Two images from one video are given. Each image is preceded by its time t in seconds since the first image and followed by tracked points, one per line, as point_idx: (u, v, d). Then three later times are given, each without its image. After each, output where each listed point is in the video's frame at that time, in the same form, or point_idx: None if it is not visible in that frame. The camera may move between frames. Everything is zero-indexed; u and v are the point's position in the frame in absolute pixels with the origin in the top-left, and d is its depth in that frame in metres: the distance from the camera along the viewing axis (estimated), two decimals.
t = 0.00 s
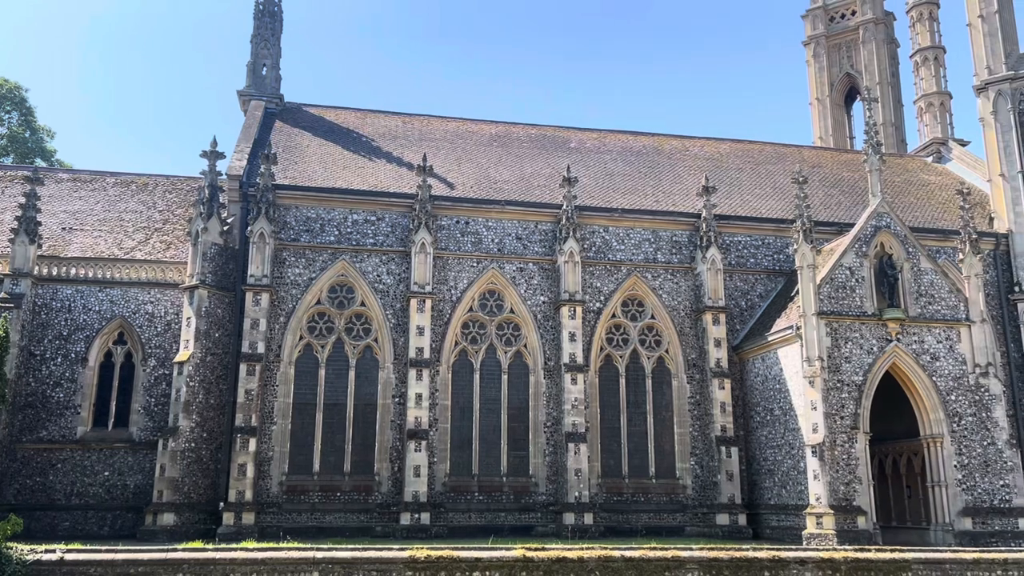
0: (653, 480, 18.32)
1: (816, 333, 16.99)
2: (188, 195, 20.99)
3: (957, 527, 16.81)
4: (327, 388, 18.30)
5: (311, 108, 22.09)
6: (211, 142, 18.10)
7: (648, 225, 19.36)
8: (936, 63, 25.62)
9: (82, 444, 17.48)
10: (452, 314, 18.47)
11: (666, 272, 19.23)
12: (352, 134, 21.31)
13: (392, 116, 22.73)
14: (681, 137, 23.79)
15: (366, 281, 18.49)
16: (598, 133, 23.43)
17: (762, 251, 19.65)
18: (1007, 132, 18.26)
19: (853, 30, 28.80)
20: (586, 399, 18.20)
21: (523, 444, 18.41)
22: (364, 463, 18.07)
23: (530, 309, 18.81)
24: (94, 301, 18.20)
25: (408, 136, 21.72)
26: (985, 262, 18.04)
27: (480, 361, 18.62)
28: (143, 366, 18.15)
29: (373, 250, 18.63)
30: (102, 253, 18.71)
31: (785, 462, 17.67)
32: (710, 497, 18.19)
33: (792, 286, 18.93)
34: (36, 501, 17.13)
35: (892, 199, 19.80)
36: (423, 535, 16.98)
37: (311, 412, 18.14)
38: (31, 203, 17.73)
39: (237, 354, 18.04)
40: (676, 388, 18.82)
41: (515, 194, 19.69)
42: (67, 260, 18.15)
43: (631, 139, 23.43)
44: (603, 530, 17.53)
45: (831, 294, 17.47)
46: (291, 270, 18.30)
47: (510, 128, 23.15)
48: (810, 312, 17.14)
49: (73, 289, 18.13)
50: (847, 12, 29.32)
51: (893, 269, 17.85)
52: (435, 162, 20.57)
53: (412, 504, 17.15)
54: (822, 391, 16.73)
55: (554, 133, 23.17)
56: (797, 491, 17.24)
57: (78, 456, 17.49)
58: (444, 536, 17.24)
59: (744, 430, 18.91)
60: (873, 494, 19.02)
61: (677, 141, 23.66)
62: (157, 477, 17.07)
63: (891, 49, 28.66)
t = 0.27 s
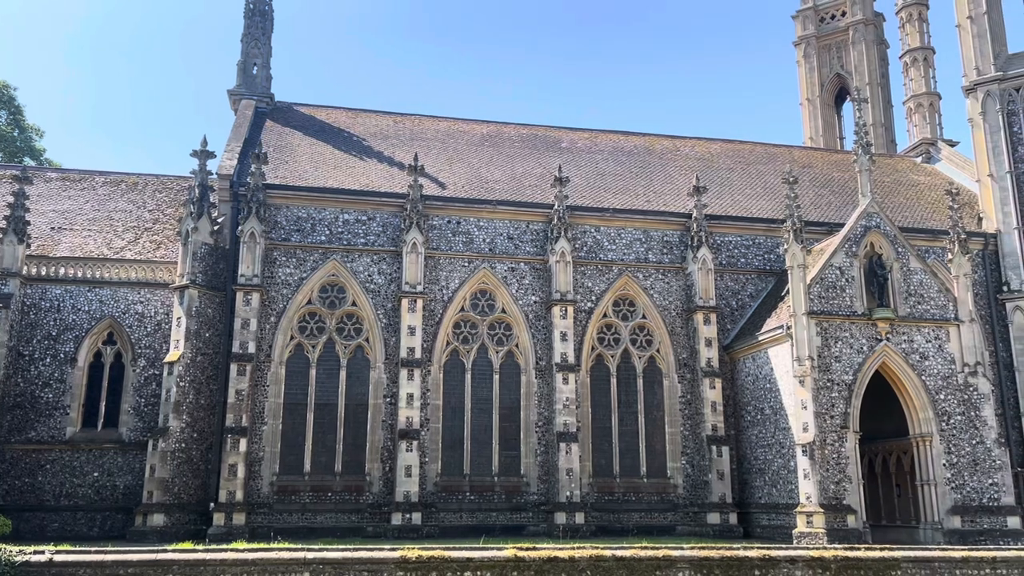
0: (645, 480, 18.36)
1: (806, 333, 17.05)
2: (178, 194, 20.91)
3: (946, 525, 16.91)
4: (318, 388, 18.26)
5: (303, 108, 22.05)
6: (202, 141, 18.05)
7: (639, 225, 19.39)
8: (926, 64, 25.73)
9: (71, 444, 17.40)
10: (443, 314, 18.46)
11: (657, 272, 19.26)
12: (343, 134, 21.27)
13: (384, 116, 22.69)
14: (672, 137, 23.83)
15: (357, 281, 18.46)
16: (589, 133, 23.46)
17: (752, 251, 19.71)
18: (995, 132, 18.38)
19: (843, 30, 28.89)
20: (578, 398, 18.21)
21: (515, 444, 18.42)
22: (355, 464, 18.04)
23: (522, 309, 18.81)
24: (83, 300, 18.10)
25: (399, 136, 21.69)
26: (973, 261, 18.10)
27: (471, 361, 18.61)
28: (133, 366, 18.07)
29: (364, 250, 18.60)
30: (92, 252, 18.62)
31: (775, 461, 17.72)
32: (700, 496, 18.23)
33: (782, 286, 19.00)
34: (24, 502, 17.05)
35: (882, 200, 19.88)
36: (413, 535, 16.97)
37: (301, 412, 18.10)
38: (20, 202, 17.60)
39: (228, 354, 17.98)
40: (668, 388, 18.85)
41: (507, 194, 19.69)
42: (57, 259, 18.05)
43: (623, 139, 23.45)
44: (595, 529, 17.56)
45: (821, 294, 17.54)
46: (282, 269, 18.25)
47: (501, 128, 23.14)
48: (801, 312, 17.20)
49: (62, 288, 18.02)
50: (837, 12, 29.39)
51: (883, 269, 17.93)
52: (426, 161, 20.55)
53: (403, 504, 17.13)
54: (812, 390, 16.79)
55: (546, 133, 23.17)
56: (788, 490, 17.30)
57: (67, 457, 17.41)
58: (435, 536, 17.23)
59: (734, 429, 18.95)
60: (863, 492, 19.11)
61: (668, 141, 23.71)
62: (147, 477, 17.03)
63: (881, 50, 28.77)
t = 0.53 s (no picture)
0: (630, 479, 18.89)
1: (786, 336, 17.59)
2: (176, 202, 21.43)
3: (920, 522, 17.54)
4: (312, 390, 18.77)
5: (298, 117, 22.60)
6: (200, 150, 18.55)
7: (625, 231, 19.94)
8: (901, 76, 26.41)
9: (74, 444, 18.06)
10: (434, 318, 18.97)
11: (642, 277, 19.81)
12: (337, 142, 21.80)
13: (377, 125, 23.23)
14: (658, 145, 24.41)
15: (350, 286, 18.98)
16: (577, 141, 24.03)
17: (734, 256, 20.29)
18: (968, 142, 19.06)
19: (821, 43, 29.55)
20: (566, 400, 18.73)
21: (504, 444, 18.94)
22: (348, 464, 18.55)
23: (511, 313, 19.35)
24: (84, 305, 18.63)
25: (392, 144, 22.23)
26: (946, 266, 18.76)
27: (462, 363, 19.14)
28: (133, 368, 18.60)
29: (358, 255, 19.12)
30: (94, 258, 19.15)
31: (756, 460, 18.26)
32: (684, 495, 18.77)
33: (763, 290, 19.57)
34: (29, 500, 17.70)
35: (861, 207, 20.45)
36: (405, 533, 17.49)
37: (296, 414, 18.60)
38: (25, 211, 18.27)
39: (224, 357, 18.48)
40: (652, 389, 19.39)
41: (496, 201, 20.23)
42: (59, 265, 18.56)
43: (609, 147, 24.02)
44: (582, 528, 18.07)
45: (801, 298, 18.08)
46: (277, 274, 18.76)
47: (491, 136, 23.68)
48: (781, 316, 17.72)
49: (65, 293, 18.56)
50: (815, 25, 30.03)
51: (861, 274, 18.49)
52: (418, 169, 21.09)
53: (395, 503, 17.63)
54: (792, 392, 17.33)
55: (535, 141, 23.74)
56: (768, 488, 17.85)
57: (70, 456, 18.08)
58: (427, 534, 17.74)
59: (717, 430, 19.50)
60: (842, 491, 19.67)
61: (653, 149, 24.24)
62: (146, 477, 17.61)
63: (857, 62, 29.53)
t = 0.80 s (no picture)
0: (614, 465, 20.66)
1: (756, 333, 19.33)
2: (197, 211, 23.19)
3: (878, 502, 19.29)
4: (322, 384, 20.49)
5: (307, 132, 24.32)
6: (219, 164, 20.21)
7: (609, 238, 21.74)
8: (858, 97, 28.26)
9: (104, 433, 19.71)
10: (434, 318, 20.69)
11: (624, 280, 21.61)
12: (343, 156, 23.54)
13: (379, 140, 25.00)
14: (640, 159, 26.28)
15: (357, 288, 20.71)
16: (564, 155, 25.86)
17: (709, 261, 22.13)
18: (920, 156, 21.43)
19: (787, 66, 31.34)
20: (555, 392, 20.48)
21: (498, 433, 20.68)
22: (355, 452, 20.26)
23: (504, 313, 21.11)
24: (113, 306, 20.33)
25: (393, 158, 23.99)
26: (900, 270, 20.82)
27: (460, 359, 20.88)
28: (158, 364, 20.34)
29: (364, 260, 20.84)
30: (121, 263, 20.87)
31: (729, 447, 20.04)
32: (663, 479, 20.53)
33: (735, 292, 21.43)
34: (63, 485, 19.30)
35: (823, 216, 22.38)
36: (409, 514, 19.17)
37: (308, 405, 20.30)
38: (59, 219, 19.91)
39: (242, 353, 20.18)
40: (634, 382, 21.19)
41: (490, 210, 22.00)
42: (91, 269, 20.28)
43: (594, 161, 25.87)
44: (570, 508, 19.79)
45: (769, 299, 19.85)
46: (291, 278, 20.47)
47: (485, 151, 25.47)
48: (751, 315, 19.45)
49: (96, 295, 20.26)
50: (781, 50, 31.81)
51: (823, 277, 20.31)
52: (419, 181, 22.84)
53: (399, 487, 19.29)
54: (761, 384, 19.08)
55: (525, 155, 25.55)
56: (740, 472, 19.60)
57: (100, 445, 19.72)
58: (428, 515, 19.43)
59: (693, 420, 21.30)
60: (807, 475, 21.52)
61: (635, 163, 26.05)
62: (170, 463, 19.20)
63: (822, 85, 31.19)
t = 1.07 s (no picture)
0: (605, 462, 21.42)
1: (741, 335, 20.11)
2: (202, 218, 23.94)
3: (858, 497, 20.07)
4: (323, 385, 21.20)
5: (308, 141, 25.06)
6: (223, 172, 20.91)
7: (600, 243, 22.56)
8: (838, 108, 29.15)
9: (112, 433, 20.40)
10: (431, 320, 21.43)
11: (615, 283, 22.43)
12: (343, 164, 24.30)
13: (378, 149, 25.78)
14: (629, 167, 27.18)
15: (357, 292, 21.45)
16: (556, 164, 26.72)
17: (695, 265, 23.01)
18: (898, 164, 22.37)
19: (770, 78, 32.15)
20: (548, 392, 21.23)
21: (493, 432, 21.42)
22: (355, 450, 20.98)
23: (499, 316, 21.87)
24: (121, 309, 21.05)
25: (392, 166, 24.77)
26: (879, 274, 21.68)
27: (456, 360, 21.63)
28: (164, 365, 21.07)
29: (363, 265, 21.58)
30: (129, 268, 21.59)
31: (715, 444, 20.82)
32: (652, 475, 21.31)
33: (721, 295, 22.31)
34: (72, 483, 19.96)
35: (804, 221, 23.31)
36: (407, 510, 19.85)
37: (309, 405, 21.01)
38: (69, 226, 20.60)
39: (246, 355, 20.89)
40: (624, 382, 21.99)
41: (486, 217, 22.79)
42: (99, 274, 21.00)
43: (585, 169, 26.76)
44: (563, 504, 20.52)
45: (753, 301, 20.63)
46: (293, 282, 21.19)
47: (480, 159, 26.29)
48: (737, 317, 20.23)
49: (104, 299, 20.98)
50: (765, 63, 32.66)
51: (805, 280, 21.14)
52: (416, 188, 23.62)
53: (397, 484, 19.98)
54: (746, 383, 19.86)
55: (519, 164, 26.39)
56: (726, 469, 20.37)
57: (108, 444, 20.39)
58: (426, 511, 20.12)
59: (681, 418, 22.10)
60: (790, 470, 22.35)
61: (624, 172, 26.92)
62: (176, 461, 19.84)
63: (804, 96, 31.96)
